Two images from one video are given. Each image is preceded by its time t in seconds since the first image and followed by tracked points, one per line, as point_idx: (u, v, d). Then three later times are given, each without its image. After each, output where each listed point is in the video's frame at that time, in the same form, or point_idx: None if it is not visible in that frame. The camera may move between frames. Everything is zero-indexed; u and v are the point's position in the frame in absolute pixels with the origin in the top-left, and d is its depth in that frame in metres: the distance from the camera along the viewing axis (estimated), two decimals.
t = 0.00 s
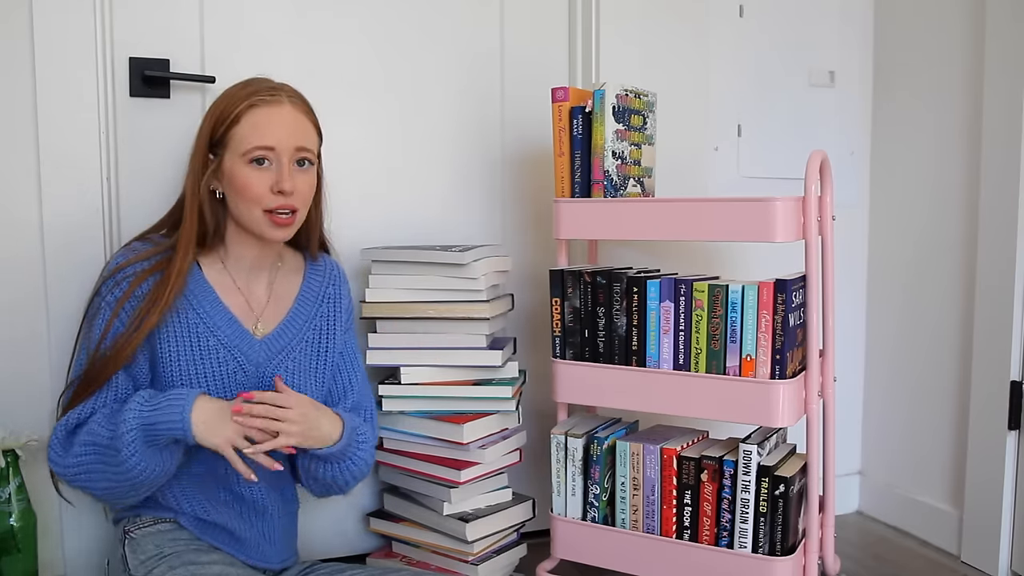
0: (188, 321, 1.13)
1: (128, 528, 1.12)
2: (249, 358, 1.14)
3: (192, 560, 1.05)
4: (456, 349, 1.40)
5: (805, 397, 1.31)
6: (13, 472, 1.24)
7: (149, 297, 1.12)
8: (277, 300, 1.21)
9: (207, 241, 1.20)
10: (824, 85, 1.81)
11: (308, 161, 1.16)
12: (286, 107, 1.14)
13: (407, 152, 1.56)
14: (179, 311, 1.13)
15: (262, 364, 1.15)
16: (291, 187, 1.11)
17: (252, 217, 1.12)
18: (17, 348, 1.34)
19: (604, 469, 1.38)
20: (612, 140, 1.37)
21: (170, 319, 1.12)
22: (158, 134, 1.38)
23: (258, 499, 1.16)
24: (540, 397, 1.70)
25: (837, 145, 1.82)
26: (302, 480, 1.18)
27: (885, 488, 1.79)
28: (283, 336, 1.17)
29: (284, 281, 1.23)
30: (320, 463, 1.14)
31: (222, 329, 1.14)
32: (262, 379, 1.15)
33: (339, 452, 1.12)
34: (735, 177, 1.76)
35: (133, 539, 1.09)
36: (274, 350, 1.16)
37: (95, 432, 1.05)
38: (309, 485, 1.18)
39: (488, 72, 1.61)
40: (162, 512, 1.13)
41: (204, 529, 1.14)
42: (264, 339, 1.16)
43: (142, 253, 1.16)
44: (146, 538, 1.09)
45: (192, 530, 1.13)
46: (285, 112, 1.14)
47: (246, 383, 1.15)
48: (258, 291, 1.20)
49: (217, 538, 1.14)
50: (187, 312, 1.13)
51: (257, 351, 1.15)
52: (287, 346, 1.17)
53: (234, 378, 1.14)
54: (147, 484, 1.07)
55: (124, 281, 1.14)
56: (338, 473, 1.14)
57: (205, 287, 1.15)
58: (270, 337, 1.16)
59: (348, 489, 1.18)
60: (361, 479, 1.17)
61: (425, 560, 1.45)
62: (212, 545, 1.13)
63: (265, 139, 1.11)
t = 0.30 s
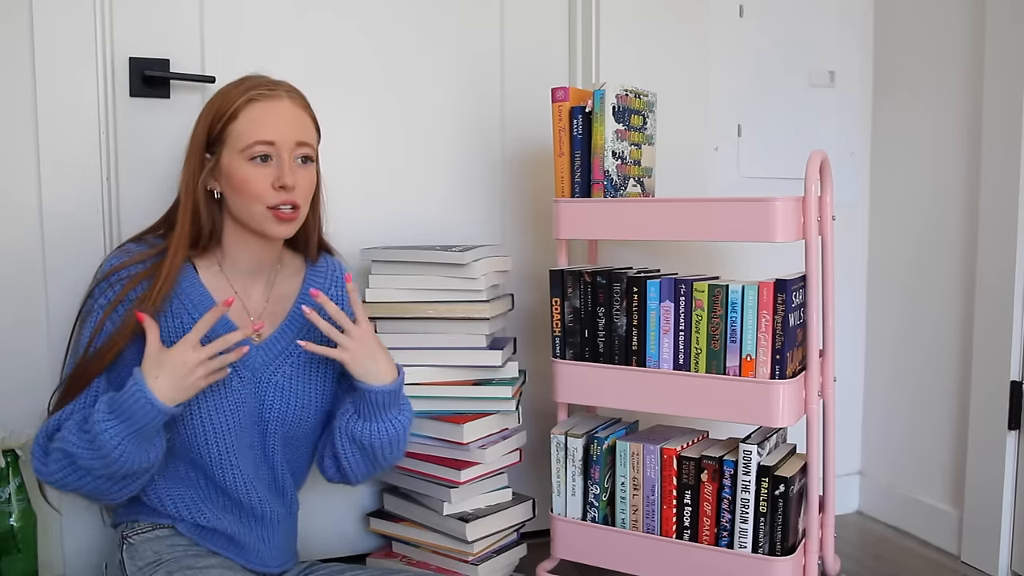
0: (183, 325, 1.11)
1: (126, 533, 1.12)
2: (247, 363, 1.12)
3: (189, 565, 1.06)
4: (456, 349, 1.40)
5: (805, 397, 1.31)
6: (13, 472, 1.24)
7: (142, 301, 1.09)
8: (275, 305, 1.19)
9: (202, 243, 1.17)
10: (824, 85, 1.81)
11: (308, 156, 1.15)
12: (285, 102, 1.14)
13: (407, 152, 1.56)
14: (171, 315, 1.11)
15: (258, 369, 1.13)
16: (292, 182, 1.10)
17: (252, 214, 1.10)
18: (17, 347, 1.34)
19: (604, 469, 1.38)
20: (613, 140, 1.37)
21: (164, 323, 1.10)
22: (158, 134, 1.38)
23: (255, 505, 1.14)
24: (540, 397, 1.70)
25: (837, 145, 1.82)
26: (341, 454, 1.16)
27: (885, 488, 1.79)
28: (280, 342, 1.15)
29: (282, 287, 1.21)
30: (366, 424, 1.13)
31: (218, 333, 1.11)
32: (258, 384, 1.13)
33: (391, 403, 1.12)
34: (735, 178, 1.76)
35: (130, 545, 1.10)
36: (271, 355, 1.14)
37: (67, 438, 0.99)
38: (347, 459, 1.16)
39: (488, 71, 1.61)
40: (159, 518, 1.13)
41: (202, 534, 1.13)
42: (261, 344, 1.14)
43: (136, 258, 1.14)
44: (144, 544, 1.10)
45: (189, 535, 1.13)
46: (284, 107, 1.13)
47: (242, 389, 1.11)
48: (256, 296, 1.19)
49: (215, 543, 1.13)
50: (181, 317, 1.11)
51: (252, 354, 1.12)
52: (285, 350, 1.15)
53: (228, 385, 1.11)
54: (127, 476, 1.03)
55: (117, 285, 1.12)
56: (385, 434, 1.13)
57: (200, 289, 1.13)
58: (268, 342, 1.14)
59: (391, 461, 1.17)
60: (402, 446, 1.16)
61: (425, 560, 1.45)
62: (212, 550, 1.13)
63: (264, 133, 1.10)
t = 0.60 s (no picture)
0: (179, 329, 1.10)
1: (124, 535, 1.12)
2: (242, 366, 1.12)
3: (189, 567, 1.06)
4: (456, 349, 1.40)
5: (805, 397, 1.31)
6: (12, 472, 1.24)
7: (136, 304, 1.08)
8: (272, 306, 1.18)
9: (195, 245, 1.16)
10: (824, 85, 1.81)
11: (298, 157, 1.12)
12: (273, 102, 1.11)
13: (407, 150, 1.56)
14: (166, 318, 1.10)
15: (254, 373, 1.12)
16: (282, 186, 1.08)
17: (242, 218, 1.08)
18: (17, 347, 1.34)
19: (604, 469, 1.38)
20: (613, 140, 1.37)
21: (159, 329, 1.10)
22: (159, 134, 1.38)
23: (254, 508, 1.14)
24: (540, 397, 1.70)
25: (837, 145, 1.82)
26: (375, 479, 1.14)
27: (885, 488, 1.79)
28: (276, 344, 1.14)
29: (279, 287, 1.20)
30: (406, 454, 1.12)
31: (214, 337, 1.11)
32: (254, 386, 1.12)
33: (435, 440, 1.11)
34: (735, 178, 1.76)
35: (128, 547, 1.10)
36: (267, 358, 1.14)
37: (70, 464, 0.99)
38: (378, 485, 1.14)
39: (488, 71, 1.61)
40: (158, 520, 1.13)
41: (201, 537, 1.14)
42: (258, 346, 1.13)
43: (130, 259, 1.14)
44: (143, 546, 1.09)
45: (188, 538, 1.13)
46: (272, 108, 1.10)
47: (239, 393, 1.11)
48: (252, 298, 1.17)
49: (215, 545, 1.14)
50: (176, 318, 1.11)
51: (251, 358, 1.12)
52: (280, 353, 1.14)
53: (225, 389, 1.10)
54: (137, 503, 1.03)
55: (110, 287, 1.11)
56: (420, 465, 1.12)
57: (196, 293, 1.13)
58: (264, 344, 1.14)
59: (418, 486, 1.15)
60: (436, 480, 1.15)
61: (425, 560, 1.45)
62: (212, 552, 1.13)
63: (252, 136, 1.08)
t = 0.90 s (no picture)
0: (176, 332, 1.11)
1: (125, 534, 1.12)
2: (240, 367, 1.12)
3: (188, 567, 1.06)
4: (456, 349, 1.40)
5: (805, 397, 1.31)
6: (13, 472, 1.24)
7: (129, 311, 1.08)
8: (267, 307, 1.18)
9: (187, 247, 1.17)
10: (824, 85, 1.81)
11: (292, 159, 1.12)
12: (268, 105, 1.10)
13: (407, 150, 1.56)
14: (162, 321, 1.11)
15: (252, 373, 1.12)
16: (279, 189, 1.07)
17: (237, 221, 1.07)
18: (18, 347, 1.34)
19: (604, 469, 1.38)
20: (613, 140, 1.37)
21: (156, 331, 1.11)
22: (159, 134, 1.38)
23: (255, 508, 1.14)
24: (540, 397, 1.70)
25: (837, 144, 1.82)
26: (401, 471, 1.13)
27: (885, 488, 1.79)
28: (274, 345, 1.14)
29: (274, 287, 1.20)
30: (426, 439, 1.12)
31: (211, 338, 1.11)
32: (252, 387, 1.12)
33: (454, 422, 1.10)
34: (735, 177, 1.76)
35: (129, 547, 1.10)
36: (264, 359, 1.13)
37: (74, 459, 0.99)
38: (402, 478, 1.13)
39: (488, 70, 1.61)
40: (159, 519, 1.13)
41: (203, 536, 1.14)
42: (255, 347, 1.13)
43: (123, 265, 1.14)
44: (144, 546, 1.10)
45: (189, 537, 1.13)
46: (267, 110, 1.10)
47: (237, 393, 1.11)
48: (246, 299, 1.18)
49: (216, 545, 1.14)
50: (172, 320, 1.11)
51: (249, 358, 1.12)
52: (278, 354, 1.14)
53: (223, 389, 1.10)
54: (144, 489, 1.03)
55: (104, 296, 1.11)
56: (440, 451, 1.11)
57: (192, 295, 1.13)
58: (262, 345, 1.14)
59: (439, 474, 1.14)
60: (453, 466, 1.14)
61: (425, 560, 1.45)
62: (212, 553, 1.13)
63: (247, 139, 1.07)
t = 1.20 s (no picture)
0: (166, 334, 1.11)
1: (121, 536, 1.12)
2: (230, 368, 1.12)
3: (186, 568, 1.06)
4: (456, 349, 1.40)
5: (805, 397, 1.31)
6: (13, 472, 1.24)
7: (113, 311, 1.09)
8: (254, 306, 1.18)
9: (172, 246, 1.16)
10: (824, 85, 1.81)
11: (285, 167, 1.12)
12: (267, 114, 1.09)
13: (407, 150, 1.56)
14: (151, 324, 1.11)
15: (243, 374, 1.13)
16: (272, 199, 1.08)
17: (228, 227, 1.08)
18: (17, 347, 1.34)
19: (604, 469, 1.38)
20: (613, 140, 1.37)
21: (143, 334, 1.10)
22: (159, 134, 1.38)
23: (249, 509, 1.13)
24: (540, 397, 1.70)
25: (837, 145, 1.82)
26: (421, 442, 1.12)
27: (885, 488, 1.79)
28: (264, 346, 1.14)
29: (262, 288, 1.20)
30: (436, 400, 1.12)
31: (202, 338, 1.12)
32: (243, 387, 1.13)
33: (460, 375, 1.11)
34: (735, 177, 1.76)
35: (126, 548, 1.10)
36: (253, 360, 1.13)
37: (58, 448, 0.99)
38: (419, 450, 1.13)
39: (489, 70, 1.61)
40: (155, 520, 1.13)
41: (199, 536, 1.13)
42: (244, 349, 1.13)
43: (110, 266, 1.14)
44: (141, 547, 1.10)
45: (185, 537, 1.12)
46: (265, 119, 1.09)
47: (228, 395, 1.11)
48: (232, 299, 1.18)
49: (212, 545, 1.13)
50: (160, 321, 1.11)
51: (237, 358, 1.12)
52: (269, 354, 1.14)
53: (213, 390, 1.11)
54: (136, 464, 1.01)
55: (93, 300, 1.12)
56: (451, 410, 1.12)
57: (178, 293, 1.13)
58: (251, 346, 1.14)
59: (455, 440, 1.15)
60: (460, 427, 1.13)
61: (425, 560, 1.45)
62: (208, 553, 1.12)
63: (244, 147, 1.06)
